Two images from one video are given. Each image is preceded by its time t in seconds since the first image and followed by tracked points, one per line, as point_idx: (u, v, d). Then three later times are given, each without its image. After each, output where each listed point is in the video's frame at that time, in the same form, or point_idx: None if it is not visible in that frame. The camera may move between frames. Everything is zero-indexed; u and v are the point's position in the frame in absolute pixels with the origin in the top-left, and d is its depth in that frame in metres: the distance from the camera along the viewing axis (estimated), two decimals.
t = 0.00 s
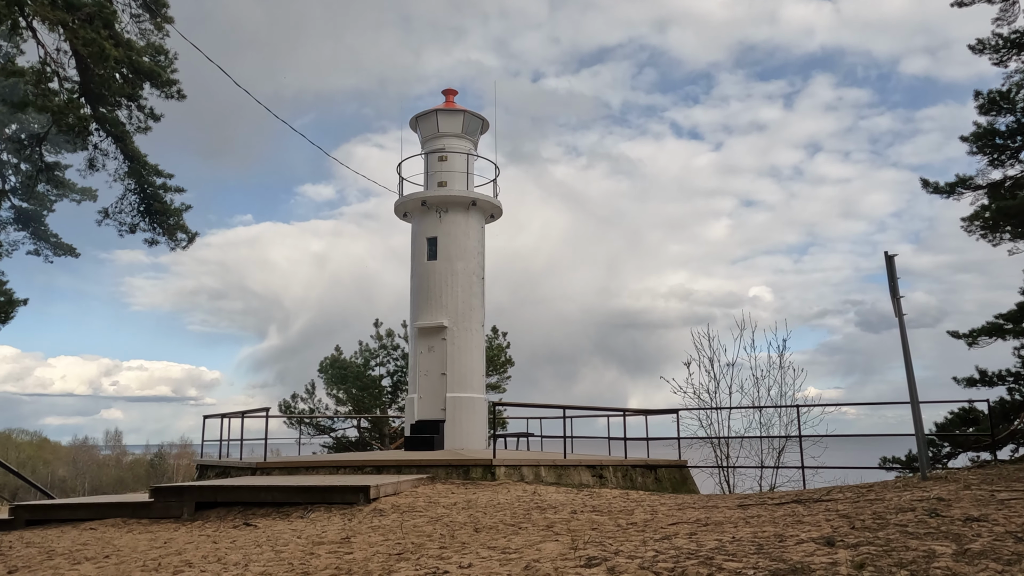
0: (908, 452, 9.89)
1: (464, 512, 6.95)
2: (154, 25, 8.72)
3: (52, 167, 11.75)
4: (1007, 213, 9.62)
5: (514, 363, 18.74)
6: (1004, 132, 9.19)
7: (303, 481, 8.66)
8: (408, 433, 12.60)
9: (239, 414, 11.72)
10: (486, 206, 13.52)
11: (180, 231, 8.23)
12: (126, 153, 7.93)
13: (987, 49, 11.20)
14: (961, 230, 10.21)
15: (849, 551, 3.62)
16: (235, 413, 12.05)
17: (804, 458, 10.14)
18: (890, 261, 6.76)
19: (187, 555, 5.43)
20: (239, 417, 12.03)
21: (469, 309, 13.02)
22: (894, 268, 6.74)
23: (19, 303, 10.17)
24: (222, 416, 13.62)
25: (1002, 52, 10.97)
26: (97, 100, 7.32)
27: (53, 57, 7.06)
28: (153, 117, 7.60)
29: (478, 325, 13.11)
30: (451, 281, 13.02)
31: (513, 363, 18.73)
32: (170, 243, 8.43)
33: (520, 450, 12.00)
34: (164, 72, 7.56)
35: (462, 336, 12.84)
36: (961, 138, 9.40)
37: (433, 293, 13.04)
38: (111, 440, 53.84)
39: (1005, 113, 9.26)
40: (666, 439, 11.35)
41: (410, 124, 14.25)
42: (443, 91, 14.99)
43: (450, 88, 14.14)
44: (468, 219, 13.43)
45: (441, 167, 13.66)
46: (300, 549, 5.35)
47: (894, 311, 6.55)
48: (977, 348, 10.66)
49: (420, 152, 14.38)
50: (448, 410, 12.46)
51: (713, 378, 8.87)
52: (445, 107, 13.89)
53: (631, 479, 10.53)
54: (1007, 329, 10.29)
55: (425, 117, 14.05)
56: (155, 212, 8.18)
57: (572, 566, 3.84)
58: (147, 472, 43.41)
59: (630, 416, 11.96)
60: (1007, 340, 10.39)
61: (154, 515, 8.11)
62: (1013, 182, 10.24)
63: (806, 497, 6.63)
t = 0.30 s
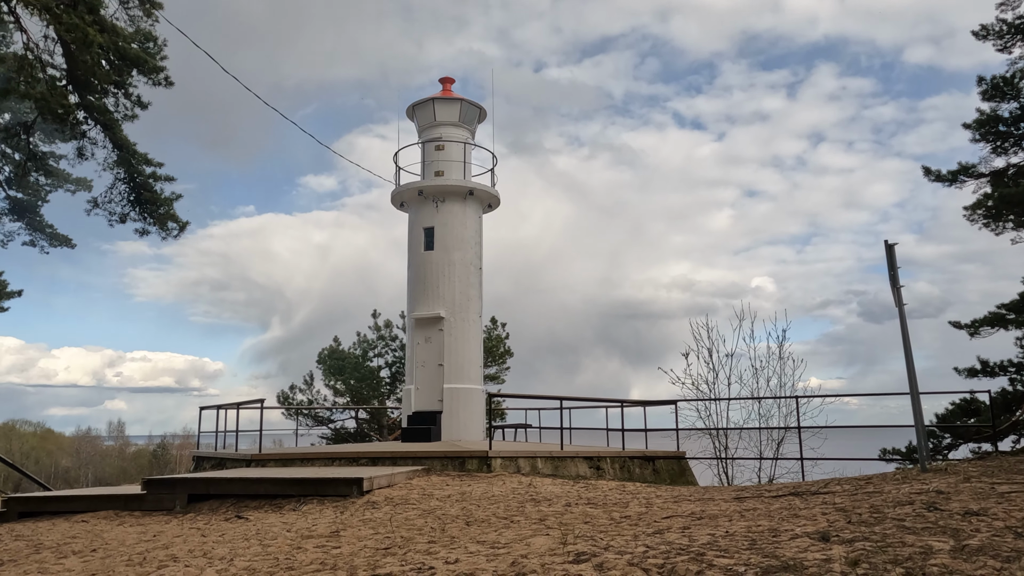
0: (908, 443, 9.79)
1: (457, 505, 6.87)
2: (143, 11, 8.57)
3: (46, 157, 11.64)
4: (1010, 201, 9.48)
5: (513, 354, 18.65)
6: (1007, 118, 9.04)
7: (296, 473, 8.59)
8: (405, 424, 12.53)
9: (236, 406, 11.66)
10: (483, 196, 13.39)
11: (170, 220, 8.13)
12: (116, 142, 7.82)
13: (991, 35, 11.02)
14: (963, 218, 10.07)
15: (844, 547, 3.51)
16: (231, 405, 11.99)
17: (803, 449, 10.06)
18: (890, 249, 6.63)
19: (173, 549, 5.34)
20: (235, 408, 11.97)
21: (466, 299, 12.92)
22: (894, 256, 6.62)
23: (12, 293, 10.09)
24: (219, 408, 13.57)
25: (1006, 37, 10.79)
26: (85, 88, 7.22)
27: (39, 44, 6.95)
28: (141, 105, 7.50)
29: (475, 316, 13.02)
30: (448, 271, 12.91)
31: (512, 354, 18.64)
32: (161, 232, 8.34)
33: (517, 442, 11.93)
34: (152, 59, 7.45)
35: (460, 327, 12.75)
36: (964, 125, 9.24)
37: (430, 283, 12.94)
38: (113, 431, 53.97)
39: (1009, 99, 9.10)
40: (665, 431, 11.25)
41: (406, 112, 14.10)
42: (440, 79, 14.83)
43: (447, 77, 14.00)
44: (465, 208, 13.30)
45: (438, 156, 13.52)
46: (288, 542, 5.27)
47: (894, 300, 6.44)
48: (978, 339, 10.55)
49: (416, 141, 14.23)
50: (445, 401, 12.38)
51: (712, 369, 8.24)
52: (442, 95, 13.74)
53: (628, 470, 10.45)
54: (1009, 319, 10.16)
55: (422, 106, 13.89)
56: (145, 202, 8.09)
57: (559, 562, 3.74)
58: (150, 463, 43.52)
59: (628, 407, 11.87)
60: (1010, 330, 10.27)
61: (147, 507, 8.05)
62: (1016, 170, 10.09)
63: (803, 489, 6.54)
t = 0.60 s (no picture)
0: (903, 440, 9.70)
1: (444, 503, 6.79)
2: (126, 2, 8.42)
3: (35, 151, 11.50)
4: (1007, 196, 9.37)
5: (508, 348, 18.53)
6: (1004, 112, 8.92)
7: (284, 470, 8.50)
8: (397, 420, 12.43)
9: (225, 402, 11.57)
10: (476, 190, 13.25)
11: (155, 215, 8.01)
12: (98, 136, 7.70)
13: (988, 27, 10.89)
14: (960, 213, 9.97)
15: (830, 553, 3.42)
16: (221, 400, 11.90)
17: (796, 445, 9.87)
18: (884, 244, 6.53)
19: (152, 551, 5.25)
20: (225, 404, 11.87)
21: (459, 294, 12.82)
22: (888, 252, 6.52)
23: None
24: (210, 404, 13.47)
25: (1004, 30, 10.66)
26: (66, 81, 7.10)
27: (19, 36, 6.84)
28: (122, 98, 7.38)
29: (468, 311, 12.90)
30: (440, 266, 12.80)
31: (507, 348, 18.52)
32: (146, 227, 8.23)
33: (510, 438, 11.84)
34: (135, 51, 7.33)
35: (452, 322, 12.64)
36: (961, 119, 9.13)
37: (422, 278, 12.83)
38: (111, 424, 53.84)
39: (1006, 92, 8.98)
40: (658, 427, 11.16)
41: (398, 105, 13.96)
42: (434, 71, 14.68)
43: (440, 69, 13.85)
44: (458, 202, 13.17)
45: (430, 149, 13.38)
46: (268, 544, 5.17)
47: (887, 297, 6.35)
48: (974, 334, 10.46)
49: (409, 135, 14.09)
50: (437, 396, 12.28)
51: (705, 364, 9.43)
52: (434, 88, 13.59)
53: (621, 466, 10.36)
54: (1006, 315, 10.07)
55: (414, 98, 13.75)
56: (129, 197, 7.97)
57: (539, 568, 3.65)
58: (147, 457, 43.48)
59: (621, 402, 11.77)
60: (1006, 326, 10.18)
61: (133, 505, 7.96)
62: (1014, 164, 9.98)
63: (795, 488, 6.46)
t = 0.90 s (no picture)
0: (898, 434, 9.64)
1: (433, 498, 6.70)
2: None
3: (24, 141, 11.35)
4: (1004, 188, 9.29)
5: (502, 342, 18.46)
6: (1002, 103, 8.83)
7: (272, 465, 8.40)
8: (389, 413, 12.33)
9: (215, 396, 11.45)
10: (469, 182, 13.13)
11: (140, 206, 7.90)
12: (81, 124, 7.55)
13: (985, 18, 10.79)
14: (956, 205, 9.88)
15: (824, 550, 3.33)
16: (210, 394, 11.78)
17: (790, 439, 9.87)
18: (880, 236, 6.44)
19: (133, 547, 5.13)
20: (215, 397, 11.75)
21: (452, 287, 12.70)
22: (883, 243, 6.43)
23: None
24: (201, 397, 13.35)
25: (1001, 21, 10.57)
26: (46, 68, 6.95)
27: None
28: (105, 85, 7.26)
29: (461, 304, 12.79)
30: (433, 259, 12.68)
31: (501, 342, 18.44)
32: (131, 218, 8.11)
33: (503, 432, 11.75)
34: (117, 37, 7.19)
35: (445, 315, 12.53)
36: (958, 110, 9.03)
37: (415, 271, 12.71)
38: (105, 418, 53.57)
39: (1004, 82, 8.88)
40: (652, 421, 11.09)
41: (391, 97, 13.81)
42: (427, 62, 14.53)
43: (433, 60, 13.71)
44: (450, 195, 13.05)
45: (423, 141, 13.25)
46: (252, 540, 5.07)
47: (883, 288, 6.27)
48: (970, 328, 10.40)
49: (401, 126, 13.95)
50: (430, 390, 12.18)
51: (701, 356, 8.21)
52: (427, 79, 13.45)
53: (614, 461, 10.27)
54: (1002, 308, 10.00)
55: (406, 90, 13.60)
56: (114, 187, 7.84)
57: (525, 564, 3.55)
58: (142, 452, 43.30)
59: (615, 396, 11.69)
60: (1002, 319, 10.11)
61: (118, 500, 7.84)
62: (1010, 156, 9.90)
63: (789, 483, 6.39)
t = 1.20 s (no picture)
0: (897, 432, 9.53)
1: (427, 498, 6.58)
2: None
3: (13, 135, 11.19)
4: (1005, 184, 9.18)
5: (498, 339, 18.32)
6: (1003, 97, 8.72)
7: (264, 464, 8.28)
8: (384, 411, 12.19)
9: (207, 393, 11.30)
10: (464, 177, 12.98)
11: (128, 200, 7.73)
12: (68, 117, 7.41)
13: (986, 12, 10.67)
14: (956, 201, 9.77)
15: (827, 556, 3.21)
16: (203, 391, 11.64)
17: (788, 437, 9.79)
18: (881, 232, 6.33)
19: (115, 550, 5.00)
20: (207, 395, 11.61)
21: (447, 284, 12.57)
22: (884, 239, 6.32)
23: None
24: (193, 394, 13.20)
25: (1002, 15, 10.44)
26: (31, 60, 6.81)
27: None
28: (91, 77, 7.11)
29: (456, 301, 12.66)
30: (428, 255, 12.54)
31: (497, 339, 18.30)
32: (120, 214, 7.95)
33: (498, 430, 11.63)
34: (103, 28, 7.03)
35: (440, 311, 12.40)
36: (959, 104, 8.92)
37: (409, 267, 12.57)
38: (101, 415, 53.30)
39: (1005, 76, 8.77)
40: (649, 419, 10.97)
41: (385, 91, 13.65)
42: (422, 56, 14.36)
43: (428, 53, 13.56)
44: (446, 190, 12.90)
45: (418, 135, 13.09)
46: (239, 542, 4.94)
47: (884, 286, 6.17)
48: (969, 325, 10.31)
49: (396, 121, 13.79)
50: (424, 387, 12.05)
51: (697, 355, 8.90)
52: (422, 72, 13.29)
53: (611, 459, 10.16)
54: (1002, 305, 9.90)
55: (401, 84, 13.44)
56: (102, 181, 7.68)
57: (516, 571, 3.43)
58: (137, 448, 43.12)
59: (611, 393, 11.58)
60: (1002, 316, 10.02)
61: (107, 499, 7.71)
62: (1011, 151, 9.79)
63: (788, 483, 6.28)
